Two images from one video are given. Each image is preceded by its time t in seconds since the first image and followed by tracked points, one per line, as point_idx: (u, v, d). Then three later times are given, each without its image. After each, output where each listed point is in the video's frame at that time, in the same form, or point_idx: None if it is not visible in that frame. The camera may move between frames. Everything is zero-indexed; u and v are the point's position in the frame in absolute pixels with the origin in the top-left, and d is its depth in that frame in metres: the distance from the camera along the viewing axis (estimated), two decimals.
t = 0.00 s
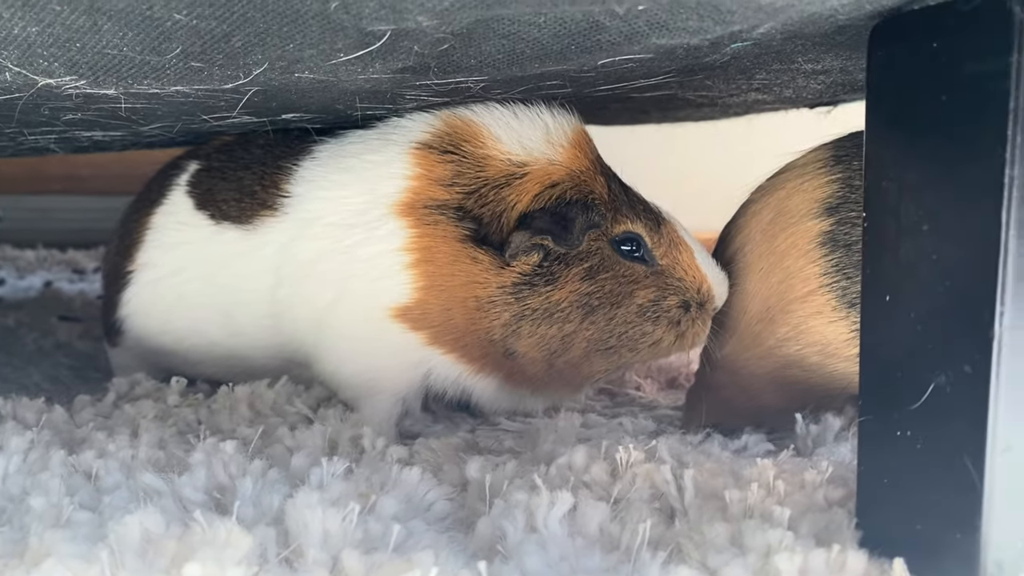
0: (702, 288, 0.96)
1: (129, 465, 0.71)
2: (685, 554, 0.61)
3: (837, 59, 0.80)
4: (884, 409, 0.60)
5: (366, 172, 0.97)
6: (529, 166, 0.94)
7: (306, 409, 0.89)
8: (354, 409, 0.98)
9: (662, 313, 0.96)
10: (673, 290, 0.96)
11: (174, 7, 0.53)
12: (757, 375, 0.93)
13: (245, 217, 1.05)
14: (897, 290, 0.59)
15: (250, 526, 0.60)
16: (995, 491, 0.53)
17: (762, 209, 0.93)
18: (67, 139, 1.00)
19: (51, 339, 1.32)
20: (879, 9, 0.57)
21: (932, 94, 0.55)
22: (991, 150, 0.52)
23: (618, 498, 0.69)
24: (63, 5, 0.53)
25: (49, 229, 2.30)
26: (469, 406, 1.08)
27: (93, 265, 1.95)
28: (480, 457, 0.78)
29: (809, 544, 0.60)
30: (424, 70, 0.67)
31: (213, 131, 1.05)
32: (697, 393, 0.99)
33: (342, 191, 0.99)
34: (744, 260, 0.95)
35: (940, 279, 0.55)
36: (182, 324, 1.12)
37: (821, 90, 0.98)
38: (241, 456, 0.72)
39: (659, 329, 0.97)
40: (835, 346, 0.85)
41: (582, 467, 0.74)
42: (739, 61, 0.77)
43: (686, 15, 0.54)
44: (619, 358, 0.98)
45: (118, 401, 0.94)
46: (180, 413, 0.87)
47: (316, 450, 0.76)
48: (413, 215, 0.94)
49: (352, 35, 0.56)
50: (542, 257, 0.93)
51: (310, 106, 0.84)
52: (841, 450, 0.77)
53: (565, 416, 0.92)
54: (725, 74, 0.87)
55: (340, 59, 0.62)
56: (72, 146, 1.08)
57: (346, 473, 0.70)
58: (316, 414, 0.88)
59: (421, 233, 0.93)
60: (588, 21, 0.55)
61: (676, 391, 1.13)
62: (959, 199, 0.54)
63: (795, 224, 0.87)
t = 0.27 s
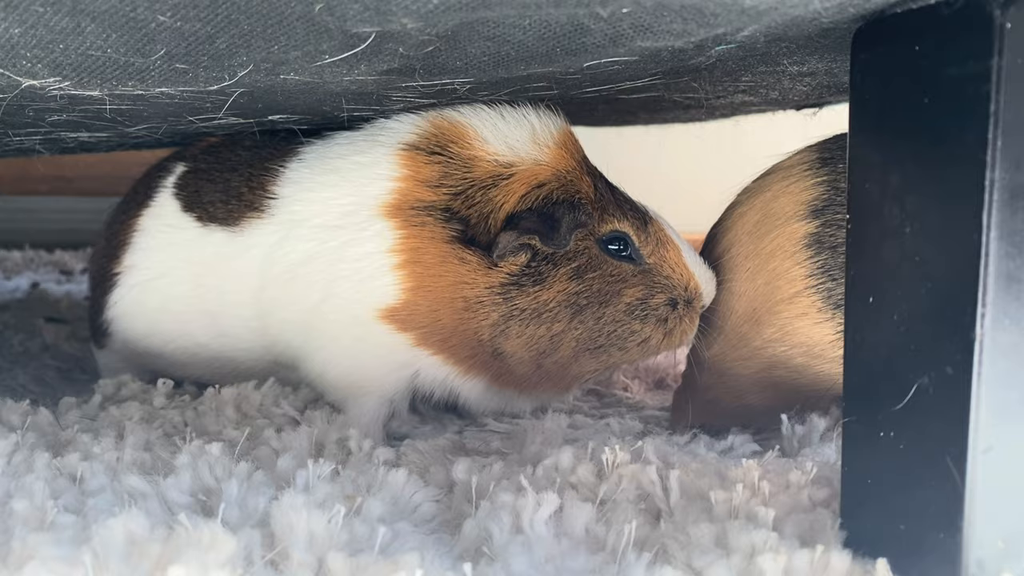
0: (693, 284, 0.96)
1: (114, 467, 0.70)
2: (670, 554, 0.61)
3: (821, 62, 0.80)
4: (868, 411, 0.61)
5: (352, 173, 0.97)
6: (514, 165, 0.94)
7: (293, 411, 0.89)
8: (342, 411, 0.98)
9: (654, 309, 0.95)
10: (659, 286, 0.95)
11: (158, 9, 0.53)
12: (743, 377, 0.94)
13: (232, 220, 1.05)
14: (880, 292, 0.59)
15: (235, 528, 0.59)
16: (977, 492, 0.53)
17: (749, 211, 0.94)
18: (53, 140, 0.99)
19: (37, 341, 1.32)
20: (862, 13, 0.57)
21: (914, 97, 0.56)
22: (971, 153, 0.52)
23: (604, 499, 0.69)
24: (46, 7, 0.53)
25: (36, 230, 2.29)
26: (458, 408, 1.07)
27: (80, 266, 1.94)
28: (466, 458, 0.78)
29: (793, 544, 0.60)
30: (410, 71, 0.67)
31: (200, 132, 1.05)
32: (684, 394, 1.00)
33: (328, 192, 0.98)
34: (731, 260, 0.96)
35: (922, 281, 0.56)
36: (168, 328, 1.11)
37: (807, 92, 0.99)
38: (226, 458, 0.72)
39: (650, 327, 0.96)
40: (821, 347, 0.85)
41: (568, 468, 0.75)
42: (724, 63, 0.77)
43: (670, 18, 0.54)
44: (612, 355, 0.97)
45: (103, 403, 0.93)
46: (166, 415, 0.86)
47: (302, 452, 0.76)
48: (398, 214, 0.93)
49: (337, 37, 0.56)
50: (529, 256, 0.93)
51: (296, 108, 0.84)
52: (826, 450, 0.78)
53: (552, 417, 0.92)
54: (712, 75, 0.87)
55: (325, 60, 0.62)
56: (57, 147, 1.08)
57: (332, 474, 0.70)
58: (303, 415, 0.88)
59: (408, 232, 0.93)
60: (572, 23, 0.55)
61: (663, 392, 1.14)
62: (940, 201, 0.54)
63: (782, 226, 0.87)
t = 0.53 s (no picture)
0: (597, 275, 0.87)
1: (100, 470, 0.70)
2: (658, 555, 0.61)
3: (809, 63, 0.81)
4: (855, 411, 0.61)
5: (327, 158, 0.99)
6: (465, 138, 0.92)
7: (281, 412, 0.89)
8: (330, 411, 0.97)
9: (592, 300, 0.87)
10: (565, 277, 0.87)
11: (143, 9, 0.52)
12: (732, 378, 0.94)
13: (230, 216, 1.05)
14: (866, 292, 0.59)
15: (222, 530, 0.59)
16: (962, 492, 0.53)
17: (739, 210, 0.94)
18: (39, 140, 0.99)
19: (25, 342, 1.31)
20: (848, 14, 0.57)
21: (900, 99, 0.56)
22: (957, 154, 0.52)
23: (592, 500, 0.69)
24: (30, 7, 0.52)
25: (23, 230, 2.27)
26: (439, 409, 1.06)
27: (68, 266, 1.92)
28: (455, 460, 0.78)
29: (780, 545, 0.60)
30: (397, 71, 0.66)
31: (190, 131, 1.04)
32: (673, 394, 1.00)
33: (313, 185, 0.99)
34: (720, 260, 0.96)
35: (909, 282, 0.56)
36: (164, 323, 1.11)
37: (795, 93, 0.99)
38: (213, 460, 0.72)
39: (547, 318, 0.88)
40: (809, 347, 0.85)
41: (557, 469, 0.75)
42: (712, 64, 0.77)
43: (656, 19, 0.54)
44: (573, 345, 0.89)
45: (91, 405, 0.93)
46: (154, 417, 0.86)
47: (290, 453, 0.76)
48: (361, 195, 0.95)
49: (323, 38, 0.56)
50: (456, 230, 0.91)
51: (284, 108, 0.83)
52: (813, 451, 0.78)
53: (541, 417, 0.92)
54: (700, 76, 0.88)
55: (312, 61, 0.61)
56: (44, 147, 1.07)
57: (320, 476, 0.70)
58: (291, 416, 0.88)
59: (367, 212, 0.94)
60: (560, 24, 0.55)
61: (653, 392, 1.14)
62: (926, 202, 0.54)
63: (771, 226, 0.87)
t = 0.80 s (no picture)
0: (565, 282, 0.86)
1: (88, 471, 0.70)
2: (647, 555, 0.61)
3: (798, 63, 0.81)
4: (844, 410, 0.61)
5: (308, 154, 0.99)
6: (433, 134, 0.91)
7: (270, 412, 0.88)
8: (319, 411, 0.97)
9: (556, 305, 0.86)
10: (538, 283, 0.86)
11: (130, 8, 0.52)
12: (723, 377, 0.94)
13: (222, 214, 1.04)
14: (855, 291, 0.60)
15: (210, 531, 0.59)
16: (949, 489, 0.54)
17: (730, 210, 0.94)
18: (27, 139, 0.98)
19: (13, 343, 1.30)
20: (835, 14, 0.57)
21: (887, 98, 0.56)
22: (944, 153, 0.52)
23: (581, 499, 0.69)
24: (16, 5, 0.52)
25: (12, 231, 2.26)
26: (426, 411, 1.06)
27: (57, 266, 1.92)
28: (445, 460, 0.78)
29: (769, 544, 0.60)
30: (386, 70, 0.66)
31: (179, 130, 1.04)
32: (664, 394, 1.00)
33: (296, 183, 0.99)
34: (710, 260, 0.96)
35: (896, 280, 0.56)
36: (157, 324, 1.10)
37: (784, 93, 0.99)
38: (202, 460, 0.71)
39: (521, 323, 0.87)
40: (798, 347, 0.85)
41: (546, 468, 0.74)
42: (701, 63, 0.77)
43: (644, 18, 0.54)
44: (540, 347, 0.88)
45: (78, 405, 0.92)
46: (142, 418, 0.86)
47: (279, 453, 0.76)
48: (336, 191, 0.95)
49: (311, 37, 0.56)
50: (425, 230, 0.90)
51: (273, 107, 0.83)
52: (802, 450, 0.78)
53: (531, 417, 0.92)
54: (690, 75, 0.88)
55: (300, 59, 0.61)
56: (33, 146, 1.07)
57: (309, 476, 0.70)
58: (281, 416, 0.88)
59: (341, 208, 0.94)
60: (548, 22, 0.55)
61: (643, 392, 1.14)
62: (914, 200, 0.55)
63: (761, 226, 0.87)
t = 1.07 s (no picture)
0: (553, 282, 0.86)
1: (75, 473, 0.70)
2: (634, 555, 0.61)
3: (785, 66, 0.81)
4: (829, 411, 0.61)
5: (297, 155, 0.99)
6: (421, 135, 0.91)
7: (259, 414, 0.88)
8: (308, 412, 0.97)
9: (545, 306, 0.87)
10: (526, 284, 0.87)
11: (117, 10, 0.52)
12: (712, 378, 0.94)
13: (212, 216, 1.04)
14: (840, 294, 0.60)
15: (198, 533, 0.59)
16: (933, 490, 0.54)
17: (719, 212, 0.94)
18: (15, 141, 0.98)
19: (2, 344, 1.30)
20: (820, 17, 0.58)
21: (871, 101, 0.57)
22: (928, 157, 0.53)
23: (570, 500, 0.69)
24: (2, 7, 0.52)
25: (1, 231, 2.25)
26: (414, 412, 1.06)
27: (47, 267, 1.91)
28: (433, 461, 0.78)
29: (755, 544, 0.61)
30: (374, 72, 0.66)
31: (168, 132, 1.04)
32: (653, 395, 1.00)
33: (284, 184, 0.99)
34: (699, 261, 0.96)
35: (880, 283, 0.56)
36: (147, 326, 1.10)
37: (772, 95, 1.00)
38: (190, 462, 0.71)
39: (508, 323, 0.88)
40: (786, 349, 0.85)
41: (535, 469, 0.75)
42: (688, 65, 0.78)
43: (630, 21, 0.54)
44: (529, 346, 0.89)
45: (67, 407, 0.92)
46: (131, 419, 0.86)
47: (267, 455, 0.76)
48: (325, 192, 0.95)
49: (299, 39, 0.56)
50: (413, 231, 0.90)
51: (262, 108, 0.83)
52: (789, 451, 0.78)
53: (520, 418, 0.92)
54: (678, 77, 0.88)
55: (288, 62, 0.61)
56: (21, 147, 1.06)
57: (298, 478, 0.70)
58: (270, 418, 0.88)
59: (331, 208, 0.94)
60: (535, 25, 0.56)
61: (633, 392, 1.14)
62: (898, 203, 0.55)
63: (749, 228, 0.88)
